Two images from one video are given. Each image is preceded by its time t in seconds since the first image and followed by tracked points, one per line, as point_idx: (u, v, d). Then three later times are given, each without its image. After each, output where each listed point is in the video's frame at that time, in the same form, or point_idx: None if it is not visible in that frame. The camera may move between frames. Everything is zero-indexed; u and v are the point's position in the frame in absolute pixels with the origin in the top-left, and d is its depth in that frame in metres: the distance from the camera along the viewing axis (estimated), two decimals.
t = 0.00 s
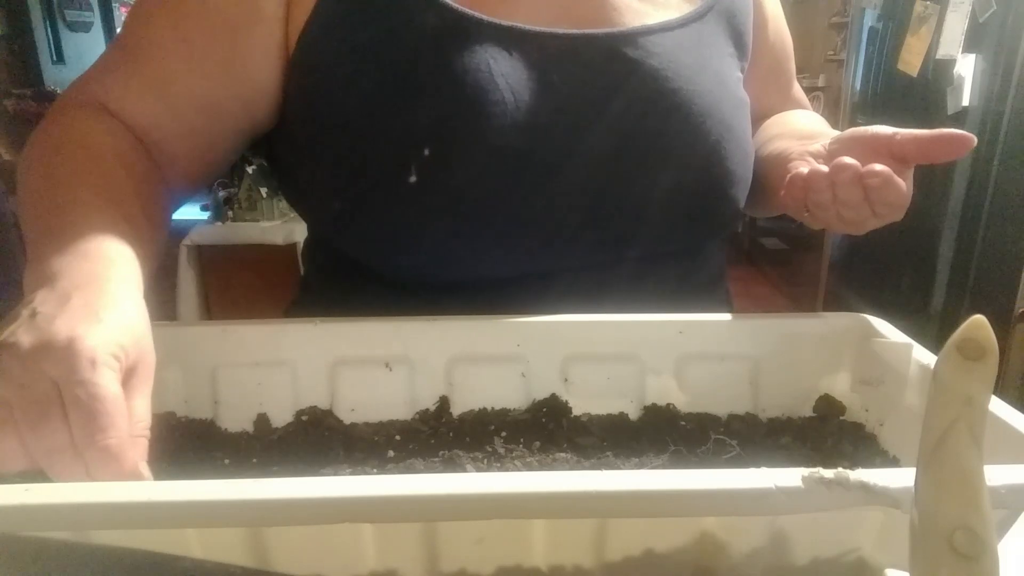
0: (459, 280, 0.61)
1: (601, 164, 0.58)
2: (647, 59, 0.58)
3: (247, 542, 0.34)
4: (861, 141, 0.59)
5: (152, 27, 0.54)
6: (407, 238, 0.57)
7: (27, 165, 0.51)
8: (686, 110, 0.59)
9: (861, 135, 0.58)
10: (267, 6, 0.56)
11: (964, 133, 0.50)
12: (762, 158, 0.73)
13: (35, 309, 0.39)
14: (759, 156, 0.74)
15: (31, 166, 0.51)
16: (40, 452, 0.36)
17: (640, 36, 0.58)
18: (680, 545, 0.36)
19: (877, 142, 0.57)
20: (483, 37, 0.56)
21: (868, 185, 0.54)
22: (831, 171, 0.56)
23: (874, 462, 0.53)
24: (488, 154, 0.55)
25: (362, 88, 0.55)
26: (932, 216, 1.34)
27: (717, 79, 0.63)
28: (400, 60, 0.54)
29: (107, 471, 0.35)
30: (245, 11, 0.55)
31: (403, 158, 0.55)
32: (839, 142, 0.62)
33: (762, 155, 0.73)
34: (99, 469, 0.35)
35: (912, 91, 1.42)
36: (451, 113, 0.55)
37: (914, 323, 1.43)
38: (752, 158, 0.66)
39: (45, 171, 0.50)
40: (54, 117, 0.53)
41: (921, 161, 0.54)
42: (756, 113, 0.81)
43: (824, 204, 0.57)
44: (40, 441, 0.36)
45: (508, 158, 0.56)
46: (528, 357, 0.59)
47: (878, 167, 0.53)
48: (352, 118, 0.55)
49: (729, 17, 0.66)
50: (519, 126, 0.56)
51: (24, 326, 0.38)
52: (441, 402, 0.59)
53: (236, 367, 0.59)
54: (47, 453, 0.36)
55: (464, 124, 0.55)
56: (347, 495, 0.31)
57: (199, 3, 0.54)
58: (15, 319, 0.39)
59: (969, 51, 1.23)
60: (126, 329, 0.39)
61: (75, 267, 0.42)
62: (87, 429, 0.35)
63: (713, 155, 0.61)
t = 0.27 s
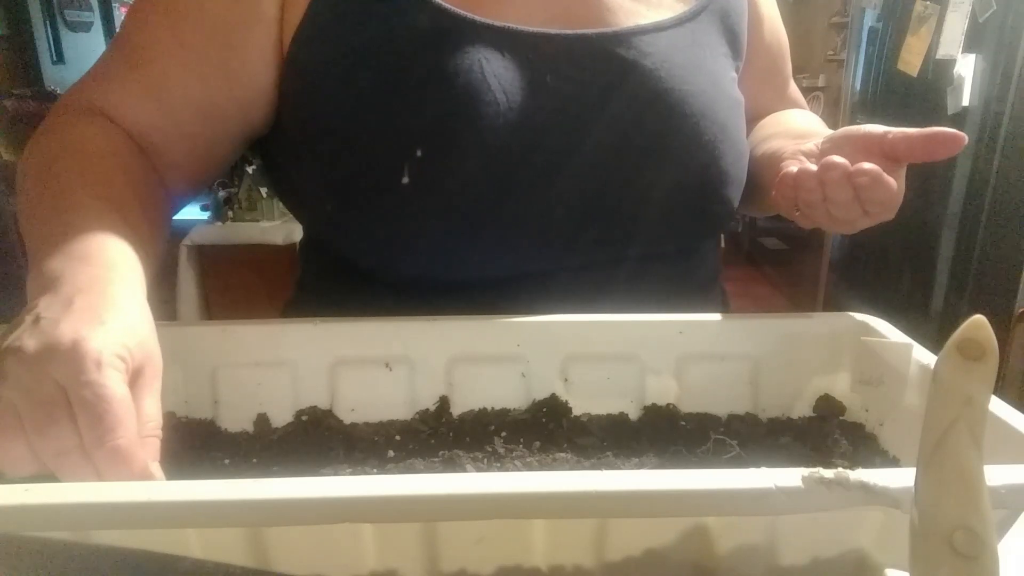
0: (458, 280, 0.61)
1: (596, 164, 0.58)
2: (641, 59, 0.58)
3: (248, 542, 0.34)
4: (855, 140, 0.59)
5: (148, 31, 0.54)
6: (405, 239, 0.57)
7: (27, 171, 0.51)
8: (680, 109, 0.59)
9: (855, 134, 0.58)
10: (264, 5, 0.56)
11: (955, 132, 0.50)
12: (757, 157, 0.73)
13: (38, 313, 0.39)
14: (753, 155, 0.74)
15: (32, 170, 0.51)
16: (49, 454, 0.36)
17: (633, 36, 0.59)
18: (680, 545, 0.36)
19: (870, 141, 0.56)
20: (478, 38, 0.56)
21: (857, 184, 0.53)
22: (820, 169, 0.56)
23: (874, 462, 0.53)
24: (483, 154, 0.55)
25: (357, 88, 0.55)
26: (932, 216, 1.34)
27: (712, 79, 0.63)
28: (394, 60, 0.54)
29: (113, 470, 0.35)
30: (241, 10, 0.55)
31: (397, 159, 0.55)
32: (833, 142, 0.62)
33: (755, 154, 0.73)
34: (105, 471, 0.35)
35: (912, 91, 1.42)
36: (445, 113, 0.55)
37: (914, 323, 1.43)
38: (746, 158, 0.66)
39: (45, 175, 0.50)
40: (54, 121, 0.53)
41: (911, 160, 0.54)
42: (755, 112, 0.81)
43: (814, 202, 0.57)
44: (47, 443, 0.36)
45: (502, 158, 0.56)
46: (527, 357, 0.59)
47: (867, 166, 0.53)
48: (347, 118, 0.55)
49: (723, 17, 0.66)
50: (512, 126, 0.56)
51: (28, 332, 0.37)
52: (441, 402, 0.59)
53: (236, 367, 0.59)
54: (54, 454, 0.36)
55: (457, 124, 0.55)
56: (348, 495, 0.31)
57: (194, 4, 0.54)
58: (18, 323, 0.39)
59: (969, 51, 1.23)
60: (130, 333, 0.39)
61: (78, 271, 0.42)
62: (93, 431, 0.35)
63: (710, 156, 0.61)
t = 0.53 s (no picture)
0: (458, 281, 0.61)
1: (595, 164, 0.58)
2: (640, 60, 0.58)
3: (247, 542, 0.34)
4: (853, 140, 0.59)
5: (146, 32, 0.54)
6: (404, 239, 0.57)
7: (25, 173, 0.51)
8: (679, 110, 0.59)
9: (854, 134, 0.58)
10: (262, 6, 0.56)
11: (952, 132, 0.50)
12: (755, 157, 0.73)
13: (35, 315, 0.39)
14: (751, 155, 0.74)
15: (30, 171, 0.51)
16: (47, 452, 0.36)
17: (631, 36, 0.59)
18: (680, 545, 0.36)
19: (869, 142, 0.56)
20: (476, 39, 0.56)
21: (856, 185, 0.53)
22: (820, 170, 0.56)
23: (874, 462, 0.53)
24: (482, 155, 0.55)
25: (356, 89, 0.55)
26: (932, 216, 1.34)
27: (711, 79, 0.63)
28: (393, 62, 0.54)
29: (110, 472, 0.35)
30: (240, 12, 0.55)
31: (396, 160, 0.55)
32: (831, 142, 0.62)
33: (754, 154, 0.73)
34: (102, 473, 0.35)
35: (912, 91, 1.42)
36: (443, 114, 0.55)
37: (913, 323, 1.43)
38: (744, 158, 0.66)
39: (43, 176, 0.50)
40: (52, 122, 0.53)
41: (910, 161, 0.54)
42: (754, 113, 0.81)
43: (814, 203, 0.57)
44: (45, 443, 0.36)
45: (501, 159, 0.56)
46: (527, 357, 0.59)
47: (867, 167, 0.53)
48: (346, 119, 0.55)
49: (721, 17, 0.66)
50: (511, 126, 0.56)
51: (23, 334, 0.37)
52: (441, 402, 0.59)
53: (236, 367, 0.59)
54: (52, 454, 0.36)
55: (457, 125, 0.55)
56: (348, 495, 0.31)
57: (191, 5, 0.54)
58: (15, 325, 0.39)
59: (969, 51, 1.23)
60: (126, 336, 0.39)
61: (74, 274, 0.42)
62: (90, 432, 0.35)
63: (708, 157, 0.61)
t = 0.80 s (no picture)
0: (458, 281, 0.61)
1: (595, 164, 0.58)
2: (639, 60, 0.58)
3: (247, 542, 0.34)
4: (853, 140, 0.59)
5: (145, 32, 0.54)
6: (404, 240, 0.57)
7: (24, 174, 0.51)
8: (678, 109, 0.59)
9: (853, 133, 0.58)
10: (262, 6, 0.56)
11: (952, 131, 0.50)
12: (753, 156, 0.73)
13: (33, 315, 0.39)
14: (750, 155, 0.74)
15: (29, 170, 0.51)
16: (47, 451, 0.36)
17: (631, 36, 0.58)
18: (680, 545, 0.36)
19: (868, 141, 0.56)
20: (476, 39, 0.56)
21: (856, 182, 0.53)
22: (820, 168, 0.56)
23: (874, 462, 0.53)
24: (482, 155, 0.55)
25: (355, 89, 0.55)
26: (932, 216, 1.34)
27: (710, 80, 0.63)
28: (393, 62, 0.54)
29: (110, 472, 0.35)
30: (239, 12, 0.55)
31: (396, 160, 0.55)
32: (830, 141, 0.62)
33: (753, 154, 0.73)
34: (103, 472, 0.35)
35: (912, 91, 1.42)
36: (443, 114, 0.55)
37: (914, 323, 1.42)
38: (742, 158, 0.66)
39: (42, 176, 0.50)
40: (51, 121, 0.53)
41: (909, 159, 0.54)
42: (754, 113, 0.81)
43: (814, 202, 0.57)
44: (46, 441, 0.36)
45: (500, 158, 0.56)
46: (527, 357, 0.59)
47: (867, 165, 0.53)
48: (346, 119, 0.55)
49: (720, 17, 0.66)
50: (510, 126, 0.56)
51: (21, 334, 0.37)
52: (441, 402, 0.59)
53: (236, 367, 0.59)
54: (53, 453, 0.36)
55: (457, 125, 0.55)
56: (348, 494, 0.31)
57: (189, 5, 0.54)
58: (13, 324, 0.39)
59: (969, 51, 1.23)
60: (124, 334, 0.39)
61: (73, 273, 0.42)
62: (91, 432, 0.35)
63: (707, 157, 0.61)
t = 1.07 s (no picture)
0: (458, 280, 0.61)
1: (595, 164, 0.58)
2: (638, 60, 0.58)
3: (248, 542, 0.34)
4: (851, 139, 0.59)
5: (145, 32, 0.54)
6: (404, 240, 0.57)
7: (23, 174, 0.51)
8: (678, 109, 0.59)
9: (852, 132, 0.58)
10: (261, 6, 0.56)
11: (951, 129, 0.50)
12: (752, 156, 0.73)
13: (32, 314, 0.39)
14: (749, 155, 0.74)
15: (29, 171, 0.51)
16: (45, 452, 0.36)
17: (630, 36, 0.58)
18: (680, 545, 0.36)
19: (867, 140, 0.56)
20: (475, 39, 0.56)
21: (855, 181, 0.53)
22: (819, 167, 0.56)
23: (874, 462, 0.53)
24: (481, 155, 0.55)
25: (355, 89, 0.55)
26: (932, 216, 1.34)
27: (709, 80, 0.63)
28: (392, 62, 0.54)
29: (109, 472, 0.35)
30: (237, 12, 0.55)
31: (395, 160, 0.55)
32: (829, 141, 0.62)
33: (752, 154, 0.73)
34: (101, 472, 0.35)
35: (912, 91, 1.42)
36: (442, 114, 0.55)
37: (914, 323, 1.42)
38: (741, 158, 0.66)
39: (42, 176, 0.50)
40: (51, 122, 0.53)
41: (908, 159, 0.54)
42: (753, 113, 0.81)
43: (813, 202, 0.57)
44: (45, 442, 0.36)
45: (499, 158, 0.56)
46: (527, 357, 0.59)
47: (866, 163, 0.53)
48: (346, 119, 0.55)
49: (719, 17, 0.66)
50: (510, 127, 0.56)
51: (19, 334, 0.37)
52: (441, 402, 0.59)
53: (236, 367, 0.59)
54: (51, 453, 0.36)
55: (456, 125, 0.55)
56: (349, 494, 0.31)
57: (187, 5, 0.54)
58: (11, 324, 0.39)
59: (969, 52, 1.23)
60: (122, 334, 0.39)
61: (71, 273, 0.42)
62: (90, 432, 0.35)
63: (706, 158, 0.61)
